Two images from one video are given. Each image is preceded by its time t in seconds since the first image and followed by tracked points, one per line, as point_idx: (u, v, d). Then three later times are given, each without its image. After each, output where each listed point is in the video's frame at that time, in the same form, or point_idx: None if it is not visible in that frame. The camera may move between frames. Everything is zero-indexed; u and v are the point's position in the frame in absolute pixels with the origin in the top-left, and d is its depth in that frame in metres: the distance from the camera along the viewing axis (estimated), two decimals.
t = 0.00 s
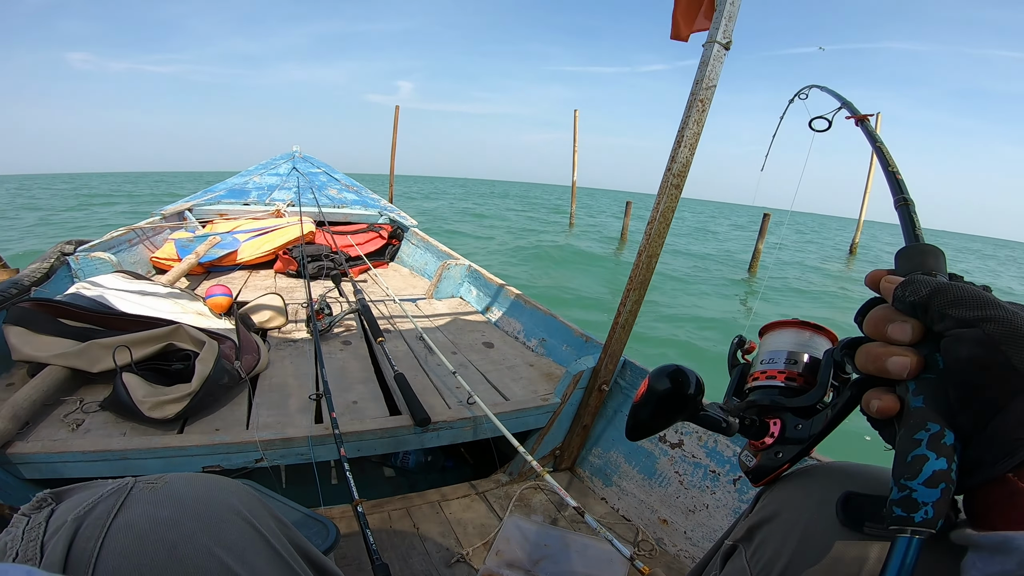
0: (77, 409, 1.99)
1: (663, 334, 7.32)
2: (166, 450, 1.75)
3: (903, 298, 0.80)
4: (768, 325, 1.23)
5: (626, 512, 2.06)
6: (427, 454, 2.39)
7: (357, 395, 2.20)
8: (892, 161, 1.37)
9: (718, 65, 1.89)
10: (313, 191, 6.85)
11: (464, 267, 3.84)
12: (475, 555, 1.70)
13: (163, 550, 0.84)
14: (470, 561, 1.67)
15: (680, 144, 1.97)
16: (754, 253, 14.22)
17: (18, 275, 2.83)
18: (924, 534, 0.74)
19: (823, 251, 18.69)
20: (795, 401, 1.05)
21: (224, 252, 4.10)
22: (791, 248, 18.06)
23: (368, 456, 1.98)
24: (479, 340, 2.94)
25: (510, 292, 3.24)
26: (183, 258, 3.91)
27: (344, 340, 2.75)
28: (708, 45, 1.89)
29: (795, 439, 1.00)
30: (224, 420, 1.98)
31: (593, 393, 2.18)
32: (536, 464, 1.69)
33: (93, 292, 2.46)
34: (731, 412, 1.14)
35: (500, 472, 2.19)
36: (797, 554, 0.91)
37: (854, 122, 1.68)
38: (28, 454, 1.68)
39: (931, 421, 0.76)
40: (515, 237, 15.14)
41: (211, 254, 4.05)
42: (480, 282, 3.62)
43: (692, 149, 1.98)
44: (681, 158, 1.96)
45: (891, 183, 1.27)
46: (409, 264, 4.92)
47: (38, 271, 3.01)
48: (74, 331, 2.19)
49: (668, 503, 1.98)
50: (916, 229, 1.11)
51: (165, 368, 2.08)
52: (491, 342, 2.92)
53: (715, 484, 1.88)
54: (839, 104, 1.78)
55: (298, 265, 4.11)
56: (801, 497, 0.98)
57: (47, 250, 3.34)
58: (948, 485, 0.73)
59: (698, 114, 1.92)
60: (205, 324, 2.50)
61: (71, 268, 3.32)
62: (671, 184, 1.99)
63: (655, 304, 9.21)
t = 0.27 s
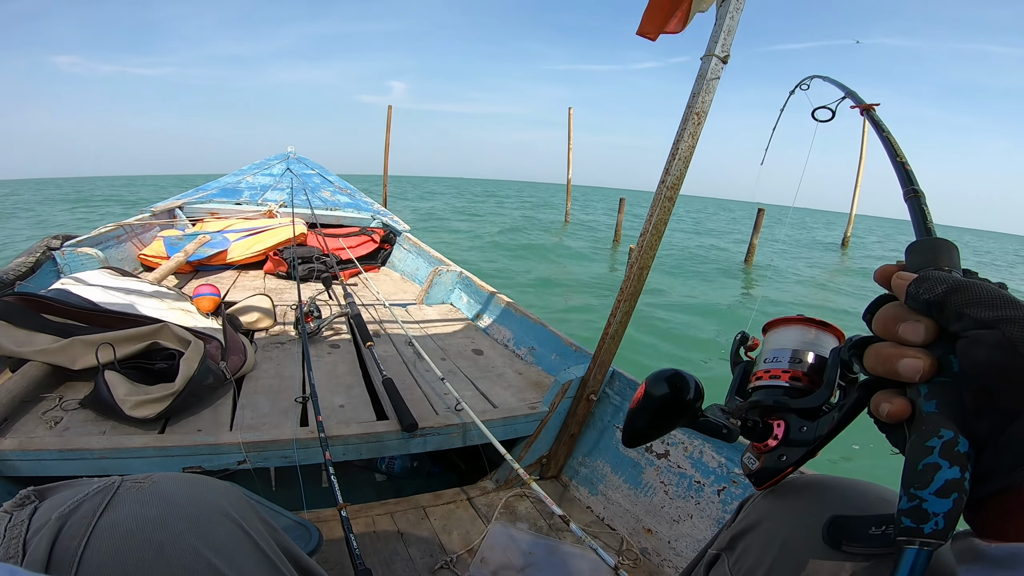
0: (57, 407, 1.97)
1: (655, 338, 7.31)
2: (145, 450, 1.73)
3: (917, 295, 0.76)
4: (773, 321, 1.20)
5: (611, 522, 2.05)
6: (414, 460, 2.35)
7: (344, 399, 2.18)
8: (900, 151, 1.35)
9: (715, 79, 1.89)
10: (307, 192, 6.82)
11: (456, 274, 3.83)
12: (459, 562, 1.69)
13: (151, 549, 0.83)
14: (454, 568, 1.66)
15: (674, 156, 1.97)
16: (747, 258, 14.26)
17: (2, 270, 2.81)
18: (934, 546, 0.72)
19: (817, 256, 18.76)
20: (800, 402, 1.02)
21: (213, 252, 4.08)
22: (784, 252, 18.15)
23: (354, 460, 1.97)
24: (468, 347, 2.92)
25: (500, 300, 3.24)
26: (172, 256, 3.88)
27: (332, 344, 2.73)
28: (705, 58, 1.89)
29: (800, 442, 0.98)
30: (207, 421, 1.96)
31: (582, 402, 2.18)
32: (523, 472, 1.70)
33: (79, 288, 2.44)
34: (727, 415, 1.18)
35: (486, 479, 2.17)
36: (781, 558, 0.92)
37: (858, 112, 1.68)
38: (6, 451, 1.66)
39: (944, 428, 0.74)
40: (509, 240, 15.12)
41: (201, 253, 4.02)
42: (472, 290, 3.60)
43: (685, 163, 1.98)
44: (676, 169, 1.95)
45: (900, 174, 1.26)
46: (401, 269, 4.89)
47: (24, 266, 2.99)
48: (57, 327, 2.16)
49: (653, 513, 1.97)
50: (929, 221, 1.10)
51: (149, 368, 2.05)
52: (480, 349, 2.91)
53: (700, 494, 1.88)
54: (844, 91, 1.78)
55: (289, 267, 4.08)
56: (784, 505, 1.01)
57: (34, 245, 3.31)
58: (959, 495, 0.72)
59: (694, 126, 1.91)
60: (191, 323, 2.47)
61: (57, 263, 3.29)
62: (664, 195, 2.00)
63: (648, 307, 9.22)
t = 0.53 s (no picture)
0: (41, 410, 1.95)
1: (647, 337, 7.32)
2: (130, 453, 1.71)
3: (915, 299, 0.76)
4: (768, 325, 1.20)
5: (599, 526, 2.04)
6: (403, 465, 2.32)
7: (332, 404, 2.17)
8: (898, 150, 1.36)
9: (702, 86, 1.89)
10: (298, 197, 6.79)
11: (446, 280, 3.83)
12: (447, 566, 1.69)
13: (149, 549, 0.81)
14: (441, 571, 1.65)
15: (661, 164, 1.97)
16: (739, 256, 14.33)
17: None
18: (930, 554, 0.72)
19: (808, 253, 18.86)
20: (797, 406, 1.02)
21: (202, 257, 4.05)
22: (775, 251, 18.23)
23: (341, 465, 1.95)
24: (458, 353, 2.92)
25: (487, 303, 3.26)
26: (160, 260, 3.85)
27: (321, 349, 2.72)
28: (692, 66, 1.89)
29: (798, 446, 0.98)
30: (193, 425, 1.94)
31: (569, 409, 2.18)
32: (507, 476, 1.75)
33: (65, 291, 2.41)
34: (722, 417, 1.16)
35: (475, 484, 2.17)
36: (762, 562, 0.96)
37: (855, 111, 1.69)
38: None
39: (942, 434, 0.73)
40: (502, 241, 15.12)
41: (190, 257, 4.00)
42: (462, 295, 3.60)
43: (672, 171, 1.97)
44: (662, 178, 1.95)
45: (897, 173, 1.26)
46: (391, 275, 4.87)
47: (10, 269, 2.96)
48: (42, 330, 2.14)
49: (640, 517, 1.97)
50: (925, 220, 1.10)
51: (136, 372, 2.04)
52: (470, 355, 2.90)
53: (686, 499, 1.89)
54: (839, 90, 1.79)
55: (278, 272, 4.06)
56: (765, 510, 1.05)
57: (22, 248, 3.27)
58: (956, 501, 0.71)
59: (680, 134, 1.91)
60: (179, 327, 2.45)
61: (44, 267, 3.26)
62: (650, 205, 1.99)
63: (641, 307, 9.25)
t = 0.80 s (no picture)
0: (35, 423, 1.94)
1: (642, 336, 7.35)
2: (123, 463, 1.70)
3: (899, 305, 0.78)
4: (763, 329, 1.23)
5: (599, 527, 2.05)
6: (400, 469, 2.35)
7: (325, 411, 2.17)
8: (885, 153, 1.38)
9: (687, 82, 1.90)
10: (291, 204, 6.77)
11: (439, 283, 3.83)
12: (446, 570, 1.70)
13: (144, 555, 0.82)
14: None
15: (649, 162, 1.98)
16: (730, 252, 14.40)
17: None
18: (917, 560, 0.75)
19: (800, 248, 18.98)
20: (786, 411, 1.04)
21: (195, 266, 4.02)
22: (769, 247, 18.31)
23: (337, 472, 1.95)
24: (453, 356, 2.92)
25: (481, 305, 3.28)
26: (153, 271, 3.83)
27: (315, 356, 2.71)
28: (676, 63, 1.90)
29: (789, 451, 1.00)
30: (187, 434, 1.94)
31: (565, 410, 2.19)
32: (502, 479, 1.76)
33: (56, 304, 2.40)
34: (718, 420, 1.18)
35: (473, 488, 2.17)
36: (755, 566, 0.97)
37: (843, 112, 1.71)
38: None
39: (928, 440, 0.75)
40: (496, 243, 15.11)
41: (183, 267, 3.98)
42: (456, 299, 3.60)
43: (659, 168, 1.99)
44: (650, 176, 1.97)
45: (884, 176, 1.28)
46: (385, 280, 4.86)
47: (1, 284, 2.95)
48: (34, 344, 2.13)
49: (639, 518, 1.99)
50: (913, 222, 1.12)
51: (127, 383, 2.03)
52: (465, 358, 2.91)
53: (685, 498, 1.91)
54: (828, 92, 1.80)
55: (271, 280, 4.05)
56: (757, 515, 1.06)
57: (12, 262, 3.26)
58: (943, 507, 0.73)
59: (666, 131, 1.92)
60: (171, 337, 2.44)
61: (35, 280, 3.25)
62: (640, 201, 2.01)
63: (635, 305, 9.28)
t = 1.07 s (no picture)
0: (40, 432, 1.93)
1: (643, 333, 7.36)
2: (129, 471, 1.69)
3: (901, 298, 0.80)
4: (762, 325, 1.24)
5: (608, 522, 2.05)
6: (407, 470, 2.36)
7: (329, 413, 2.17)
8: (880, 145, 1.39)
9: (680, 72, 1.90)
10: (288, 208, 6.74)
11: (440, 282, 3.83)
12: (456, 570, 1.70)
13: (152, 563, 0.81)
14: None
15: (645, 153, 1.98)
16: (727, 247, 14.43)
17: None
18: (926, 556, 0.76)
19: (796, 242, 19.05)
20: (791, 407, 1.06)
21: (195, 272, 4.00)
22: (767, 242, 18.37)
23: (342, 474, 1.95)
24: (455, 355, 2.92)
25: (481, 302, 3.27)
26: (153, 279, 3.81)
27: (317, 359, 2.71)
28: (668, 52, 1.91)
29: (793, 447, 1.01)
30: (192, 441, 1.93)
31: (569, 405, 2.19)
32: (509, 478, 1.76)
33: (56, 315, 2.39)
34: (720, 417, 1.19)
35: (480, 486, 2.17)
36: (767, 563, 0.97)
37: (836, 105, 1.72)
38: None
39: (933, 435, 0.76)
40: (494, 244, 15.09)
41: (182, 274, 3.95)
42: (457, 297, 3.60)
43: (656, 159, 1.99)
44: (646, 166, 1.97)
45: (881, 168, 1.29)
46: (386, 280, 4.85)
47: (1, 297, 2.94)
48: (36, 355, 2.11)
49: (648, 512, 1.99)
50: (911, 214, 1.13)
51: (130, 393, 2.02)
52: (468, 357, 2.91)
53: (694, 491, 1.92)
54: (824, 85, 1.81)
55: (271, 284, 4.04)
56: (768, 512, 1.06)
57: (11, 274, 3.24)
58: (951, 503, 0.74)
59: (661, 121, 1.93)
60: (174, 344, 2.43)
61: (35, 292, 3.23)
62: (637, 193, 2.01)
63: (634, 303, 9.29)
